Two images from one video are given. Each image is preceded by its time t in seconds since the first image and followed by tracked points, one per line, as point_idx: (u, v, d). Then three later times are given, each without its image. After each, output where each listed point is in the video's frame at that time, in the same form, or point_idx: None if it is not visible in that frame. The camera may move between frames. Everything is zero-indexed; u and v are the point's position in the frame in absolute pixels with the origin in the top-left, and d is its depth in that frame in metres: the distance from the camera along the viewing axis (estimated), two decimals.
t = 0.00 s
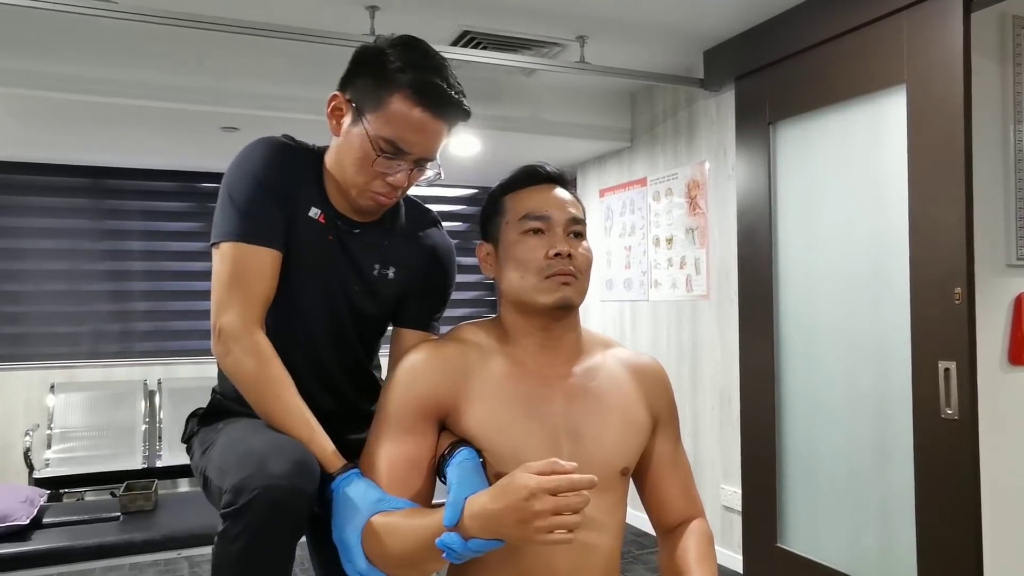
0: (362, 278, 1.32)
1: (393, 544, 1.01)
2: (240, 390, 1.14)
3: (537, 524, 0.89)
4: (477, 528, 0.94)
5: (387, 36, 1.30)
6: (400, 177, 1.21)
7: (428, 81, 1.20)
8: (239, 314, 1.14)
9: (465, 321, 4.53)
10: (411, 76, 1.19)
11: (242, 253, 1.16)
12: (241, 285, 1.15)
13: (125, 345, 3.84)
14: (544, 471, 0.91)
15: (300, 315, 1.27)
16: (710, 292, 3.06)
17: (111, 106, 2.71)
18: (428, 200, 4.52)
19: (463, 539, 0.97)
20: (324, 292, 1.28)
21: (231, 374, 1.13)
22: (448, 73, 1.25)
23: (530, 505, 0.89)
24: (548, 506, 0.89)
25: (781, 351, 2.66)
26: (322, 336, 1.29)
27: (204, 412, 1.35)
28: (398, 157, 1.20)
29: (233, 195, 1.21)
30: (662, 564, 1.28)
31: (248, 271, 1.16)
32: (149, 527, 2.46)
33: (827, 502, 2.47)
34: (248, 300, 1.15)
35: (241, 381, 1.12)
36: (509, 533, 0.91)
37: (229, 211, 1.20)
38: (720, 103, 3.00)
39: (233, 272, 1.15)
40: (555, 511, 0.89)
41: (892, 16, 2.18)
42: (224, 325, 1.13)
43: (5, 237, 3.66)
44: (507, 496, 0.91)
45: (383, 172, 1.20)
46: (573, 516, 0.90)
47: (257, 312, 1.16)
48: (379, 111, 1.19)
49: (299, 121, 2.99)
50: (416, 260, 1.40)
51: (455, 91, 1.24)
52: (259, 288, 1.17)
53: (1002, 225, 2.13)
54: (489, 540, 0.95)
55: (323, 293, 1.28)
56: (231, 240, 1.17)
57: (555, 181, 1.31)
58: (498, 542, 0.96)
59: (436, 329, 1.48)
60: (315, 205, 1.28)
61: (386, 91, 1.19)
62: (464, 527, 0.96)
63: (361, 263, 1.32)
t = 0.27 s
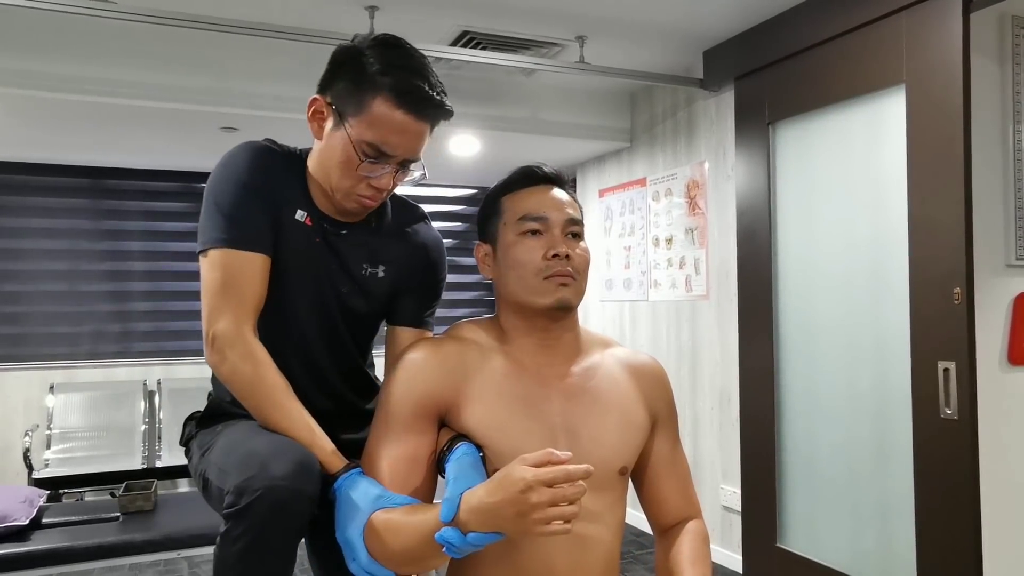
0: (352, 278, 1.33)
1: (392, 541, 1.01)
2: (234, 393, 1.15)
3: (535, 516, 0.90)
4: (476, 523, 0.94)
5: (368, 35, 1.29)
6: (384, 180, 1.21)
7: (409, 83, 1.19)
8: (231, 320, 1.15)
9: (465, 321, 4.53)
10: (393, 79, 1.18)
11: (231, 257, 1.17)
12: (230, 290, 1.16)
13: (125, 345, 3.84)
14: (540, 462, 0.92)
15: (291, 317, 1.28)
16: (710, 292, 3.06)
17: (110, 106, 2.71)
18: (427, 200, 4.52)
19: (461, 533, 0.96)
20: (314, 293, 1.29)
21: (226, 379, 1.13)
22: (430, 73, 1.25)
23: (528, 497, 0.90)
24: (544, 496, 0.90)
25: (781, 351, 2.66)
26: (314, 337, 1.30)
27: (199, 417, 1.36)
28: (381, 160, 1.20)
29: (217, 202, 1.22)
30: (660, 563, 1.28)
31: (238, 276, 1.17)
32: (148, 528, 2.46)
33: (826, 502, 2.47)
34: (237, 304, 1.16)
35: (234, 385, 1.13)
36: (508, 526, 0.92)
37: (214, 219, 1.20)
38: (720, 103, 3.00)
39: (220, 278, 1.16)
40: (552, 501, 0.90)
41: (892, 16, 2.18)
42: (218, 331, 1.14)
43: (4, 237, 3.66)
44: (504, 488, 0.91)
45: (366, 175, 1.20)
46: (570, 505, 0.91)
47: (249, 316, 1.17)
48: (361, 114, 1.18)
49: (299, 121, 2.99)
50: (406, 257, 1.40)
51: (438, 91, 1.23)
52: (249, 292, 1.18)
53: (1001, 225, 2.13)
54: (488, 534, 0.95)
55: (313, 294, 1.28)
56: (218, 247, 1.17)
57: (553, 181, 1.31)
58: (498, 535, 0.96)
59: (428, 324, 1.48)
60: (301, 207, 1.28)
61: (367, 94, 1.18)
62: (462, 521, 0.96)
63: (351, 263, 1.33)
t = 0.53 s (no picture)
0: (349, 281, 1.33)
1: (392, 542, 1.02)
2: (236, 396, 1.16)
3: (525, 514, 0.89)
4: (469, 522, 0.94)
5: (361, 39, 1.28)
6: (380, 186, 1.22)
7: (404, 90, 1.19)
8: (232, 323, 1.16)
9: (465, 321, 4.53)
10: (388, 85, 1.18)
11: (231, 261, 1.18)
12: (229, 295, 1.17)
13: (125, 346, 3.84)
14: (529, 460, 0.91)
15: (289, 321, 1.28)
16: (709, 292, 3.06)
17: (110, 107, 2.71)
18: (427, 201, 4.52)
19: (455, 533, 0.96)
20: (312, 296, 1.29)
21: (229, 382, 1.15)
22: (425, 78, 1.24)
23: (517, 495, 0.89)
24: (532, 495, 0.89)
25: (781, 351, 2.66)
26: (313, 339, 1.30)
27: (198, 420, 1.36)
28: (377, 166, 1.21)
29: (215, 206, 1.22)
30: (662, 562, 1.28)
31: (237, 280, 1.18)
32: (148, 528, 2.46)
33: (826, 502, 2.47)
34: (238, 307, 1.17)
35: (235, 388, 1.15)
36: (500, 525, 0.91)
37: (212, 223, 1.21)
38: (719, 103, 3.00)
39: (219, 282, 1.17)
40: (541, 500, 0.89)
41: (892, 15, 2.18)
42: (220, 337, 1.15)
43: (4, 238, 3.66)
44: (493, 488, 0.91)
45: (363, 181, 1.21)
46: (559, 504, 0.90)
47: (251, 319, 1.18)
48: (356, 121, 1.18)
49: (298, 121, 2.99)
50: (403, 258, 1.41)
51: (433, 97, 1.23)
52: (248, 296, 1.19)
53: (1000, 225, 2.13)
54: (482, 533, 0.94)
55: (310, 297, 1.29)
56: (217, 251, 1.18)
57: (554, 182, 1.31)
58: (492, 534, 0.95)
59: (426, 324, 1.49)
60: (298, 211, 1.28)
61: (362, 101, 1.18)
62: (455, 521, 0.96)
63: (347, 266, 1.33)
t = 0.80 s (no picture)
0: (351, 283, 1.33)
1: (394, 542, 1.02)
2: (240, 398, 1.17)
3: (525, 512, 0.89)
4: (470, 521, 0.94)
5: (368, 43, 1.28)
6: (384, 191, 1.22)
7: (411, 96, 1.19)
8: (237, 325, 1.16)
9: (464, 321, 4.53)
10: (394, 91, 1.18)
11: (234, 262, 1.18)
12: (233, 297, 1.17)
13: (124, 346, 3.84)
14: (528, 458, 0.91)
15: (291, 324, 1.28)
16: (709, 292, 3.06)
17: (110, 107, 2.71)
18: (426, 201, 4.52)
19: (457, 532, 0.96)
20: (313, 299, 1.29)
21: (233, 384, 1.16)
22: (430, 84, 1.24)
23: (516, 493, 0.89)
24: (533, 492, 0.89)
25: (780, 351, 2.67)
26: (316, 341, 1.31)
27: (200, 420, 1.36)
28: (381, 171, 1.21)
29: (217, 207, 1.22)
30: (663, 560, 1.28)
31: (240, 282, 1.18)
32: (148, 528, 2.46)
33: (826, 502, 2.47)
34: (242, 310, 1.17)
35: (239, 389, 1.15)
36: (501, 524, 0.91)
37: (215, 225, 1.21)
38: (719, 103, 3.00)
39: (223, 284, 1.18)
40: (541, 497, 0.89)
41: (892, 15, 2.17)
42: (225, 339, 1.16)
43: (3, 238, 3.66)
44: (494, 486, 0.91)
45: (367, 185, 1.21)
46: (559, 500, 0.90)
47: (255, 322, 1.19)
48: (362, 125, 1.18)
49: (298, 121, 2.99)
50: (405, 260, 1.41)
51: (439, 104, 1.23)
52: (252, 298, 1.19)
53: (1000, 225, 2.14)
54: (483, 531, 0.94)
55: (312, 299, 1.29)
56: (220, 253, 1.19)
57: (551, 184, 1.31)
58: (493, 533, 0.95)
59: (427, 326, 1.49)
60: (300, 212, 1.28)
61: (368, 105, 1.18)
62: (456, 520, 0.96)
63: (350, 268, 1.33)
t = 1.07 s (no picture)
0: (350, 283, 1.33)
1: (395, 542, 1.02)
2: (242, 398, 1.17)
3: (524, 511, 0.89)
4: (470, 520, 0.94)
5: (369, 46, 1.28)
6: (382, 195, 1.22)
7: (410, 100, 1.18)
8: (239, 326, 1.16)
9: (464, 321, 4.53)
10: (393, 94, 1.18)
11: (235, 262, 1.18)
12: (235, 297, 1.17)
13: (124, 346, 3.84)
14: (528, 458, 0.92)
15: (291, 324, 1.28)
16: (708, 292, 3.06)
17: (110, 107, 2.71)
18: (426, 201, 4.52)
19: (457, 531, 0.96)
20: (314, 299, 1.29)
21: (235, 385, 1.16)
22: (431, 89, 1.24)
23: (516, 493, 0.89)
24: (532, 492, 0.89)
25: (779, 351, 2.67)
26: (316, 341, 1.31)
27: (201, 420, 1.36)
28: (379, 174, 1.21)
29: (217, 208, 1.22)
30: (663, 560, 1.28)
31: (241, 282, 1.18)
32: (147, 529, 2.46)
33: (824, 501, 2.48)
34: (243, 311, 1.18)
35: (241, 389, 1.15)
36: (501, 523, 0.91)
37: (215, 226, 1.21)
38: (718, 103, 3.00)
39: (224, 285, 1.18)
40: (540, 496, 0.89)
41: (891, 15, 2.17)
42: (227, 340, 1.16)
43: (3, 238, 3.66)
44: (493, 485, 0.91)
45: (365, 188, 1.21)
46: (558, 498, 0.90)
47: (256, 322, 1.19)
48: (361, 128, 1.19)
49: (297, 121, 2.99)
50: (404, 260, 1.41)
51: (438, 108, 1.23)
52: (253, 299, 1.19)
53: (998, 225, 2.14)
54: (483, 531, 0.94)
55: (312, 299, 1.29)
56: (221, 254, 1.19)
57: (554, 184, 1.31)
58: (494, 532, 0.95)
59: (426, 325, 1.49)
60: (300, 212, 1.28)
61: (368, 108, 1.18)
62: (457, 520, 0.96)
63: (350, 268, 1.33)
